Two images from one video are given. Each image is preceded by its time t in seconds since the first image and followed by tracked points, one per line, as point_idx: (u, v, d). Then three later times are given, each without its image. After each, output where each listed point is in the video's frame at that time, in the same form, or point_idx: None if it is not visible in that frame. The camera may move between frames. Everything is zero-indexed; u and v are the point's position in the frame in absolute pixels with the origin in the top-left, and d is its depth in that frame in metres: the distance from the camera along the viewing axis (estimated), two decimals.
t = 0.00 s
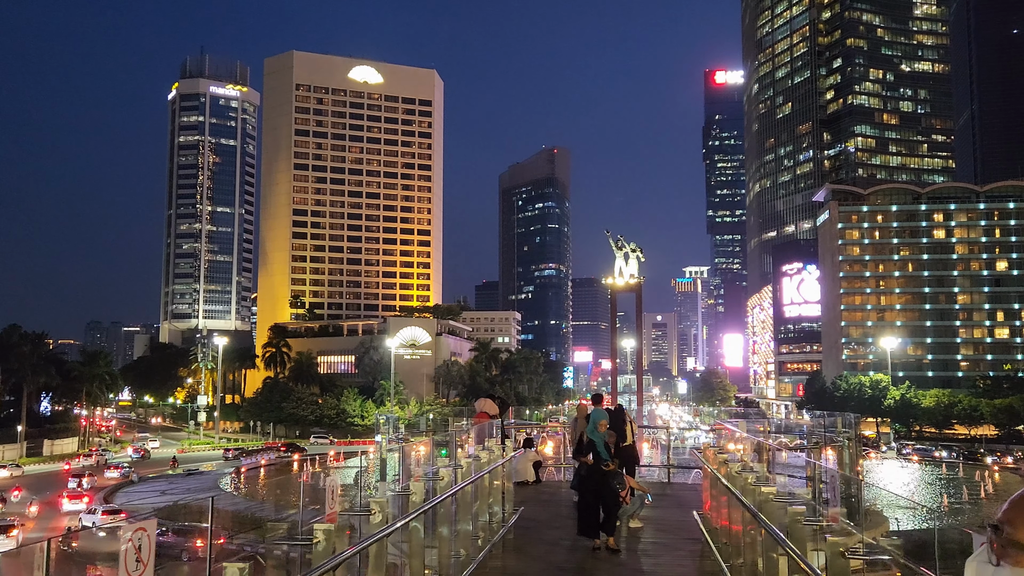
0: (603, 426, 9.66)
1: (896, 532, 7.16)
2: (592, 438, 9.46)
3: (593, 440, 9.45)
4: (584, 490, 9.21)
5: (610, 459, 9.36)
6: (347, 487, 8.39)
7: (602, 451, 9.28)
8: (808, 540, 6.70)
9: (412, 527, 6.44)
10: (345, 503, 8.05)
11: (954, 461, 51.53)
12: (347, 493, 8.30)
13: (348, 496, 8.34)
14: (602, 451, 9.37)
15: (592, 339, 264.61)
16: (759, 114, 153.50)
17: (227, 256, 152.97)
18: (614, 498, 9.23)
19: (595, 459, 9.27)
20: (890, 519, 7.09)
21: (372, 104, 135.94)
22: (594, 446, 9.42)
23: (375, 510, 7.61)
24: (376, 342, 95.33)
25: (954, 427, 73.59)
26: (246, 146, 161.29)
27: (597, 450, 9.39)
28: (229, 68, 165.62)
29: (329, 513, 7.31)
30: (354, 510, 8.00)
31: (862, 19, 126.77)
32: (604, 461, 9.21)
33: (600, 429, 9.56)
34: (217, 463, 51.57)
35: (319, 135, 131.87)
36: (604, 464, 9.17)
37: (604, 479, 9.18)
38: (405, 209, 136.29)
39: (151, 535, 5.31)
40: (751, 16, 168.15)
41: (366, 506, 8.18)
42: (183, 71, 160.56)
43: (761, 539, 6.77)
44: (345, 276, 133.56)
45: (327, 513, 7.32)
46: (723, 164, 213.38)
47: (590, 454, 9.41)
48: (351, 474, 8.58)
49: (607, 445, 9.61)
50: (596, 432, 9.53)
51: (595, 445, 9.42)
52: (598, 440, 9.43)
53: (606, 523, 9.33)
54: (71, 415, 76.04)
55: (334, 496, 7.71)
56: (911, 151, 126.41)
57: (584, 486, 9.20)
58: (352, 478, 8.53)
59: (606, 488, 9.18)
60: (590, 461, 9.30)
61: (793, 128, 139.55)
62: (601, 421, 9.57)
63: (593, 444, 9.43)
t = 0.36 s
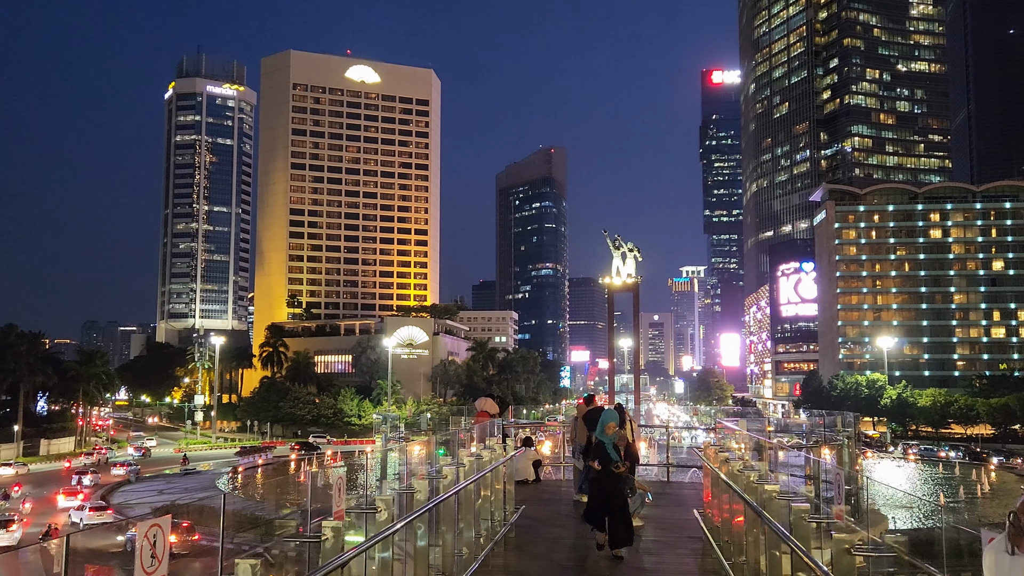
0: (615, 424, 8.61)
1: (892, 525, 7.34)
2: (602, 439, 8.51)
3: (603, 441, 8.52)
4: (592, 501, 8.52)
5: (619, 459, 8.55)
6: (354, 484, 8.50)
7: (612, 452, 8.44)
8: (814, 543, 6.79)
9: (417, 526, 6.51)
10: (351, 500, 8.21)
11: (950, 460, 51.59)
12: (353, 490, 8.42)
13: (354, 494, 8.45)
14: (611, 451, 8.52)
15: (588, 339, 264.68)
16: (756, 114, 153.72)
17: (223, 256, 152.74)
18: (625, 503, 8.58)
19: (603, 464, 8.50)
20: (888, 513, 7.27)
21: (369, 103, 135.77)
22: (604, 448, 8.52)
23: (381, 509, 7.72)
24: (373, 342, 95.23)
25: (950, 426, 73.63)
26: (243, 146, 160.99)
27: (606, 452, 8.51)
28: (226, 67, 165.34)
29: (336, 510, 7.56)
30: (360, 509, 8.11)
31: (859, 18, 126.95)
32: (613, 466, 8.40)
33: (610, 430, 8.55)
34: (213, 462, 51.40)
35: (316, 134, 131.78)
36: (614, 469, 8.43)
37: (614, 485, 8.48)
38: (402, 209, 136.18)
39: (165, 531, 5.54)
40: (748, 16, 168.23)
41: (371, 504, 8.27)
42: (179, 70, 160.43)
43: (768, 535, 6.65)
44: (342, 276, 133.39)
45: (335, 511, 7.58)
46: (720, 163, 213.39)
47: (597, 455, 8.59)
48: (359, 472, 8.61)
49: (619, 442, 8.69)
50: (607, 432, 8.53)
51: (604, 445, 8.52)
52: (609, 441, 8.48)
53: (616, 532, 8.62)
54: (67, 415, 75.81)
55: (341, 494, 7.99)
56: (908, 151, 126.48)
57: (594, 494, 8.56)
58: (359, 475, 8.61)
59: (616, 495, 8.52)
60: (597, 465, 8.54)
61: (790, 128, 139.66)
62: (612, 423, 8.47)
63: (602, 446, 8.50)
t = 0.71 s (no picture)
0: (607, 423, 8.57)
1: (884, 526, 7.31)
2: (594, 441, 8.43)
3: (595, 443, 8.43)
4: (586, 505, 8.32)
5: (614, 463, 8.45)
6: (350, 483, 8.57)
7: (605, 455, 8.35)
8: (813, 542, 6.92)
9: (415, 520, 6.58)
10: (348, 498, 8.28)
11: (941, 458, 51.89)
12: (350, 489, 8.49)
13: (351, 492, 8.52)
14: (605, 457, 8.41)
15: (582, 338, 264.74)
16: (750, 114, 153.94)
17: (217, 255, 152.28)
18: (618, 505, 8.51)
19: (594, 466, 8.39)
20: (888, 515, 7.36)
21: (363, 102, 135.57)
22: (596, 450, 8.43)
23: (379, 506, 7.70)
24: (367, 341, 95.05)
25: (943, 425, 73.93)
26: (236, 144, 160.56)
27: (599, 455, 8.43)
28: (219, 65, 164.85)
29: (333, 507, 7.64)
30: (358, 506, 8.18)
31: (852, 19, 127.47)
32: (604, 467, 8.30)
33: (602, 429, 8.49)
34: (207, 462, 51.32)
35: (310, 133, 131.46)
36: (607, 472, 8.34)
37: (606, 486, 8.40)
38: (396, 209, 136.01)
39: (165, 525, 5.57)
40: (742, 16, 168.80)
41: (368, 503, 8.32)
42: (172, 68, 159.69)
43: (762, 533, 6.76)
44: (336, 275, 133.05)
45: (334, 507, 7.85)
46: (714, 163, 213.77)
47: (591, 457, 8.48)
48: (355, 470, 8.69)
49: (612, 445, 8.62)
50: (599, 434, 8.46)
51: (596, 448, 8.44)
52: (601, 443, 8.40)
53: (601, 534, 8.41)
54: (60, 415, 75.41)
55: (340, 491, 8.09)
56: (901, 151, 126.91)
57: (589, 496, 8.39)
58: (355, 474, 8.66)
59: (608, 496, 8.43)
60: (590, 467, 8.43)
61: (784, 128, 140.03)
62: (602, 422, 8.43)
63: (595, 447, 8.42)
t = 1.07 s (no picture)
0: (595, 420, 8.43)
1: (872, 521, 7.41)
2: (579, 439, 8.30)
3: (580, 441, 8.30)
4: (572, 503, 8.23)
5: (600, 463, 8.27)
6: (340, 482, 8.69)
7: (591, 457, 8.14)
8: (802, 540, 7.01)
9: (406, 518, 6.63)
10: (337, 499, 8.31)
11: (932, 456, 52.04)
12: (341, 488, 8.57)
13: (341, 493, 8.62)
14: (591, 457, 8.22)
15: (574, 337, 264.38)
16: (742, 113, 154.72)
17: (208, 253, 151.72)
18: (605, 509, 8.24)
19: (579, 465, 8.21)
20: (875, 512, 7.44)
21: (355, 101, 135.42)
22: (581, 450, 8.29)
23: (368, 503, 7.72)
24: (358, 341, 94.86)
25: (933, 424, 74.39)
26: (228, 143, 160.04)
27: (585, 455, 8.24)
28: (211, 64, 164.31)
29: (323, 505, 7.66)
30: (349, 505, 8.27)
31: (843, 19, 128.13)
32: (590, 466, 8.08)
33: (589, 427, 8.34)
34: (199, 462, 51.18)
35: (301, 132, 131.21)
36: (592, 472, 8.13)
37: (593, 488, 8.20)
38: (387, 208, 135.83)
39: (154, 523, 5.63)
40: (733, 16, 169.43)
41: (358, 502, 8.39)
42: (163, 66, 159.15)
43: (750, 529, 6.83)
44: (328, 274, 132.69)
45: (323, 505, 7.71)
46: (705, 163, 214.31)
47: (576, 456, 8.33)
48: (345, 469, 8.83)
49: (598, 444, 8.48)
50: (584, 432, 8.34)
51: (582, 446, 8.29)
52: (587, 442, 8.24)
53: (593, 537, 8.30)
54: (50, 414, 75.01)
55: (329, 490, 8.12)
56: (891, 151, 127.47)
57: (574, 495, 8.26)
58: (346, 474, 8.78)
59: (595, 500, 8.24)
60: (574, 466, 8.29)
61: (775, 127, 140.60)
62: (590, 418, 8.29)
63: (580, 446, 8.27)
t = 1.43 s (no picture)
0: (580, 417, 8.28)
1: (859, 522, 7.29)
2: (564, 440, 8.12)
3: (565, 441, 8.11)
4: (559, 504, 8.14)
5: (584, 464, 8.13)
6: (327, 480, 8.88)
7: (574, 457, 8.03)
8: (787, 535, 7.09)
9: (393, 515, 6.71)
10: (321, 495, 8.44)
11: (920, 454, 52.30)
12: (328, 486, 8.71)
13: (327, 491, 8.82)
14: (575, 458, 8.08)
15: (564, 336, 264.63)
16: (731, 113, 155.35)
17: (196, 252, 150.99)
18: (587, 514, 8.08)
19: (564, 465, 8.05)
20: (860, 510, 7.46)
21: (344, 99, 135.11)
22: (565, 449, 8.13)
23: (354, 501, 7.80)
24: (348, 339, 94.60)
25: (920, 423, 74.93)
26: (216, 141, 159.34)
27: (568, 455, 8.12)
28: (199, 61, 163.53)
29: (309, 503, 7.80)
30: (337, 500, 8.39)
31: (831, 19, 128.92)
32: (573, 467, 7.99)
33: (575, 426, 8.19)
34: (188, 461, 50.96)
35: (290, 131, 130.85)
36: (576, 473, 8.04)
37: (577, 489, 8.07)
38: (377, 207, 135.54)
39: (135, 521, 5.77)
40: (722, 15, 170.13)
41: (344, 498, 8.54)
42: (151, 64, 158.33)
43: (737, 527, 6.89)
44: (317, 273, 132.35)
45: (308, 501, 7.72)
46: (694, 162, 214.95)
47: (561, 456, 8.17)
48: (332, 466, 9.01)
49: (581, 444, 8.33)
50: (569, 432, 8.14)
51: (565, 446, 8.16)
52: (572, 440, 8.10)
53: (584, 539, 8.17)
54: (37, 414, 74.36)
55: (315, 488, 8.26)
56: (879, 151, 128.35)
57: (558, 499, 8.11)
58: (332, 472, 8.89)
59: (578, 504, 8.06)
60: (558, 466, 8.14)
61: (764, 127, 141.32)
62: (575, 416, 8.15)
63: (565, 445, 8.12)
